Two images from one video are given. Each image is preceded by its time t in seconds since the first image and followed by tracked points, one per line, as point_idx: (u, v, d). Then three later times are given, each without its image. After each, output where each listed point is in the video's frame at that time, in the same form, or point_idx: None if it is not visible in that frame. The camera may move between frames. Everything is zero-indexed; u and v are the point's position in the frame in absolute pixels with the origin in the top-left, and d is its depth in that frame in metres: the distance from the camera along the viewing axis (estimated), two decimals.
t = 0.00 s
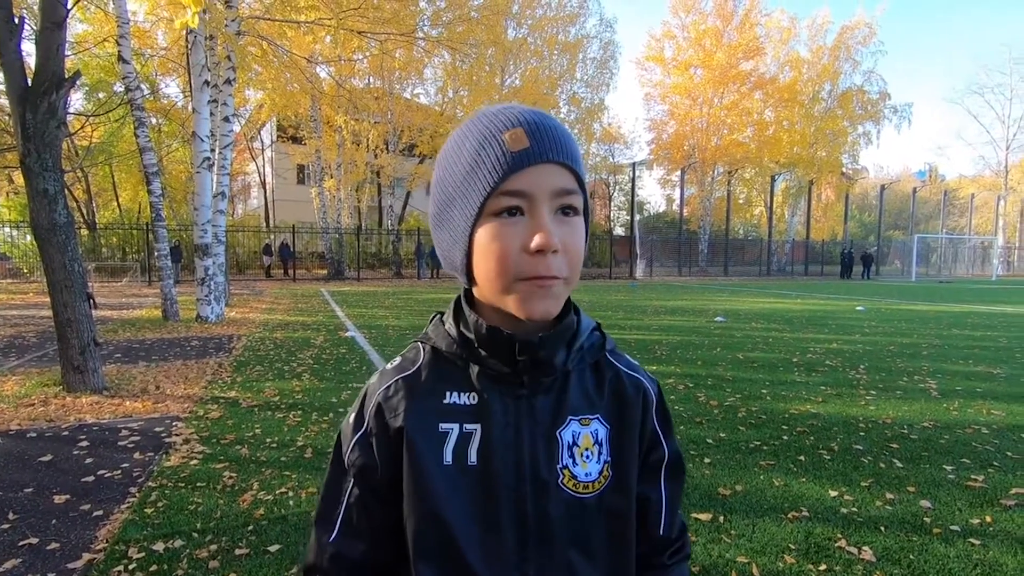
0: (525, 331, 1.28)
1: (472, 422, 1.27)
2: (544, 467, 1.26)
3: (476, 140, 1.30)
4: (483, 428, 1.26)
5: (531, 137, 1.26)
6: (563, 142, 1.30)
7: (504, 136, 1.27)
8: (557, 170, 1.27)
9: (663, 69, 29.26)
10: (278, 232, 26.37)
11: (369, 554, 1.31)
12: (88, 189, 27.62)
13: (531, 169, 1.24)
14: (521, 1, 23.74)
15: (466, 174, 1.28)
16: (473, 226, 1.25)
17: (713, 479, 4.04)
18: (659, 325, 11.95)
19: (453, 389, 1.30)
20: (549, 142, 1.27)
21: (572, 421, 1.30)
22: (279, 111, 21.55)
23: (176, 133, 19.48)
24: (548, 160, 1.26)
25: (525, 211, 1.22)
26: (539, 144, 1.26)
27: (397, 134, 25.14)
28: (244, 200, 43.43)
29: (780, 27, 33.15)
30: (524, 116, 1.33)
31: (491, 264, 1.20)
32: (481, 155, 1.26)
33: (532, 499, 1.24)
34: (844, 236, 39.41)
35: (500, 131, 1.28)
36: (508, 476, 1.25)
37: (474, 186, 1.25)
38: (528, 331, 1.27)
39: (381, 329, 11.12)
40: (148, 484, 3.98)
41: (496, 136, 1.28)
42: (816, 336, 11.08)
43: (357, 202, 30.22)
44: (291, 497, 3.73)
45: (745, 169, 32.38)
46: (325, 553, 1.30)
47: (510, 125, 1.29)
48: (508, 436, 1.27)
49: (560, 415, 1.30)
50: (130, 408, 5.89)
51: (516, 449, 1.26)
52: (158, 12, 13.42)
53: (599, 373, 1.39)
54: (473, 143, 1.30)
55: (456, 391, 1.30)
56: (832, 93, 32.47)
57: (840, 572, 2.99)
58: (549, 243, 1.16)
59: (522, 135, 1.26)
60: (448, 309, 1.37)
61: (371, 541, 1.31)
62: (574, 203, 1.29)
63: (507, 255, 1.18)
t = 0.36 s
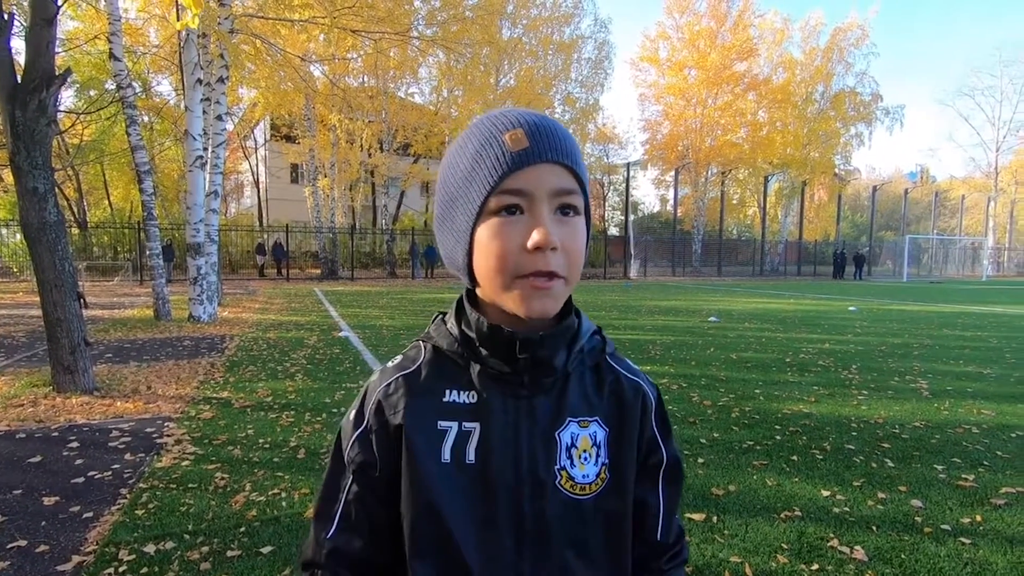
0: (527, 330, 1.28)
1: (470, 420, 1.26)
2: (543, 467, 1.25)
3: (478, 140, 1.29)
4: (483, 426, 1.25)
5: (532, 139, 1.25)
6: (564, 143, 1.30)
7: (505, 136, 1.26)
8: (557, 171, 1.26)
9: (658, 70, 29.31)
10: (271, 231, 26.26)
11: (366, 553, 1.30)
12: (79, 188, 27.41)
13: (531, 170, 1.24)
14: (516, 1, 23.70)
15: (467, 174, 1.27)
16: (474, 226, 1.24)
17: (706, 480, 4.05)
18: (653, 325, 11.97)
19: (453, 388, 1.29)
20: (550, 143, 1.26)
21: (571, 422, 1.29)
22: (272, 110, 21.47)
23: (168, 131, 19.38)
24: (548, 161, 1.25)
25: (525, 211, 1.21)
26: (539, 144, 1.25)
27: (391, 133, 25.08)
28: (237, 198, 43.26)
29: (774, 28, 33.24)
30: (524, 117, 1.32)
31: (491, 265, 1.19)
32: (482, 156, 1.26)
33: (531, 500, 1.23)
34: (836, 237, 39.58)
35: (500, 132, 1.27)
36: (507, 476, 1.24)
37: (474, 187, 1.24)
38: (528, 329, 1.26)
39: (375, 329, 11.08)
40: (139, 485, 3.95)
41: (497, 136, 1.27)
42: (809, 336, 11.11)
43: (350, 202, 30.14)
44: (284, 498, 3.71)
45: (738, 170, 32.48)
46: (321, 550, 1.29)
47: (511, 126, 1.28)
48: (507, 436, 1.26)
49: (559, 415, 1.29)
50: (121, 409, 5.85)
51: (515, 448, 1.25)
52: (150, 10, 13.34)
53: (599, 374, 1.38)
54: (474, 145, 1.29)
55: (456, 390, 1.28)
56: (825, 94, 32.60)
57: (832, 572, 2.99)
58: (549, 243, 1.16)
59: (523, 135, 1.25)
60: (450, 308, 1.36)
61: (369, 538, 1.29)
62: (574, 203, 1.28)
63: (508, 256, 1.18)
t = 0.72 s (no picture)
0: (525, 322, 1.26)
1: (466, 413, 1.25)
2: (541, 458, 1.23)
3: (470, 141, 1.27)
4: (480, 420, 1.24)
5: (522, 138, 1.24)
6: (556, 143, 1.28)
7: (495, 137, 1.24)
8: (550, 169, 1.25)
9: (653, 70, 29.35)
10: (265, 230, 26.16)
11: (357, 551, 1.27)
12: (71, 185, 27.25)
13: (525, 168, 1.22)
14: None
15: (459, 175, 1.26)
16: (468, 227, 1.23)
17: (700, 479, 4.04)
18: (648, 325, 11.97)
19: (449, 381, 1.27)
20: (542, 142, 1.25)
21: (569, 414, 1.28)
22: (267, 108, 21.41)
23: (161, 129, 19.27)
24: (540, 160, 1.24)
25: (519, 212, 1.20)
26: (531, 144, 1.24)
27: (386, 132, 25.01)
28: (231, 196, 43.08)
29: (768, 29, 33.31)
30: (515, 117, 1.31)
31: (488, 264, 1.18)
32: (474, 157, 1.24)
33: (529, 491, 1.22)
34: (830, 237, 39.71)
35: (490, 133, 1.26)
36: (504, 468, 1.22)
37: (467, 187, 1.23)
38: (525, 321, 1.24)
39: (369, 328, 11.03)
40: (130, 485, 3.92)
41: (488, 137, 1.25)
42: (803, 336, 11.12)
43: (345, 201, 30.06)
44: (277, 498, 3.69)
45: (733, 170, 32.55)
46: (311, 548, 1.27)
47: (501, 126, 1.27)
48: (505, 428, 1.24)
49: (557, 408, 1.27)
50: (112, 408, 5.81)
51: (513, 440, 1.23)
52: (143, 6, 13.27)
53: (595, 367, 1.37)
54: (464, 147, 1.27)
55: (452, 383, 1.27)
56: (819, 95, 32.71)
57: (825, 571, 2.99)
58: (545, 240, 1.15)
59: (514, 136, 1.23)
60: (445, 303, 1.35)
61: (361, 535, 1.28)
62: (568, 200, 1.27)
63: (504, 254, 1.17)
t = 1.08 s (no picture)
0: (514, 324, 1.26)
1: (456, 418, 1.24)
2: (533, 463, 1.23)
3: (449, 147, 1.27)
4: (470, 425, 1.23)
5: (499, 143, 1.23)
6: (537, 148, 1.28)
7: (474, 142, 1.23)
8: (530, 174, 1.24)
9: (651, 71, 29.41)
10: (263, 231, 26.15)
11: (351, 559, 1.27)
12: (69, 185, 27.25)
13: (504, 174, 1.22)
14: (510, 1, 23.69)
15: (439, 182, 1.25)
16: (452, 234, 1.22)
17: (698, 480, 4.04)
18: (645, 326, 12.00)
19: (439, 386, 1.26)
20: (524, 147, 1.25)
21: (560, 418, 1.27)
22: (266, 108, 21.42)
23: (159, 129, 19.26)
24: (519, 165, 1.23)
25: (502, 217, 1.19)
26: (512, 149, 1.23)
27: (385, 132, 24.99)
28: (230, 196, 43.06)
29: (766, 30, 33.37)
30: (496, 120, 1.30)
31: (472, 272, 1.18)
32: (454, 163, 1.24)
33: (520, 496, 1.21)
34: (828, 238, 39.80)
35: (467, 140, 1.25)
36: (495, 473, 1.22)
37: (447, 197, 1.23)
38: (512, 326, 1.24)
39: (367, 329, 11.02)
40: (126, 487, 3.90)
41: (465, 144, 1.25)
42: (800, 337, 11.15)
43: (344, 201, 30.05)
44: (274, 500, 3.67)
45: (731, 171, 32.59)
46: (304, 555, 1.27)
47: (478, 132, 1.26)
48: (495, 433, 1.23)
49: (548, 413, 1.26)
50: (108, 409, 5.79)
51: (504, 445, 1.23)
52: (141, 6, 13.28)
53: (587, 371, 1.36)
54: (441, 155, 1.27)
55: (441, 389, 1.26)
56: (817, 97, 32.77)
57: (822, 573, 2.98)
58: (529, 245, 1.14)
59: (492, 141, 1.23)
60: (435, 310, 1.34)
61: (353, 543, 1.27)
62: (549, 203, 1.26)
63: (488, 261, 1.16)
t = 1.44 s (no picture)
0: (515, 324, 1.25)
1: (453, 418, 1.23)
2: (528, 463, 1.22)
3: (460, 137, 1.26)
4: (466, 426, 1.22)
5: (511, 138, 1.22)
6: (547, 142, 1.26)
7: (485, 136, 1.22)
8: (540, 170, 1.23)
9: (652, 72, 29.43)
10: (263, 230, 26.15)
11: (345, 558, 1.25)
12: (69, 184, 27.26)
13: (513, 169, 1.20)
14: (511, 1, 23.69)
15: (447, 173, 1.24)
16: (455, 226, 1.21)
17: (698, 482, 4.03)
18: (645, 326, 12.00)
19: (437, 385, 1.25)
20: (534, 142, 1.24)
21: (557, 419, 1.26)
22: (266, 108, 21.40)
23: (160, 128, 19.26)
24: (528, 160, 1.22)
25: (507, 211, 1.18)
26: (521, 143, 1.22)
27: (385, 132, 24.97)
28: (230, 194, 43.07)
29: (767, 32, 33.38)
30: (506, 115, 1.29)
31: (474, 265, 1.17)
32: (463, 155, 1.23)
33: (516, 496, 1.20)
34: (828, 240, 39.81)
35: (479, 133, 1.24)
36: (491, 474, 1.20)
37: (455, 188, 1.22)
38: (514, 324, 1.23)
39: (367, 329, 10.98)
40: (124, 486, 3.89)
41: (478, 136, 1.23)
42: (800, 339, 11.16)
43: (344, 201, 30.04)
44: (272, 499, 3.66)
45: (731, 173, 32.60)
46: (298, 553, 1.26)
47: (490, 126, 1.25)
48: (492, 433, 1.22)
49: (546, 414, 1.25)
50: (107, 408, 5.78)
51: (501, 446, 1.22)
52: (143, 5, 13.30)
53: (586, 372, 1.35)
54: (452, 149, 1.26)
55: (439, 388, 1.25)
56: (818, 98, 32.77)
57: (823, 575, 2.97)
58: (533, 242, 1.13)
59: (504, 135, 1.21)
60: (435, 308, 1.33)
61: (345, 542, 1.26)
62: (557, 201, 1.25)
63: (490, 255, 1.15)
